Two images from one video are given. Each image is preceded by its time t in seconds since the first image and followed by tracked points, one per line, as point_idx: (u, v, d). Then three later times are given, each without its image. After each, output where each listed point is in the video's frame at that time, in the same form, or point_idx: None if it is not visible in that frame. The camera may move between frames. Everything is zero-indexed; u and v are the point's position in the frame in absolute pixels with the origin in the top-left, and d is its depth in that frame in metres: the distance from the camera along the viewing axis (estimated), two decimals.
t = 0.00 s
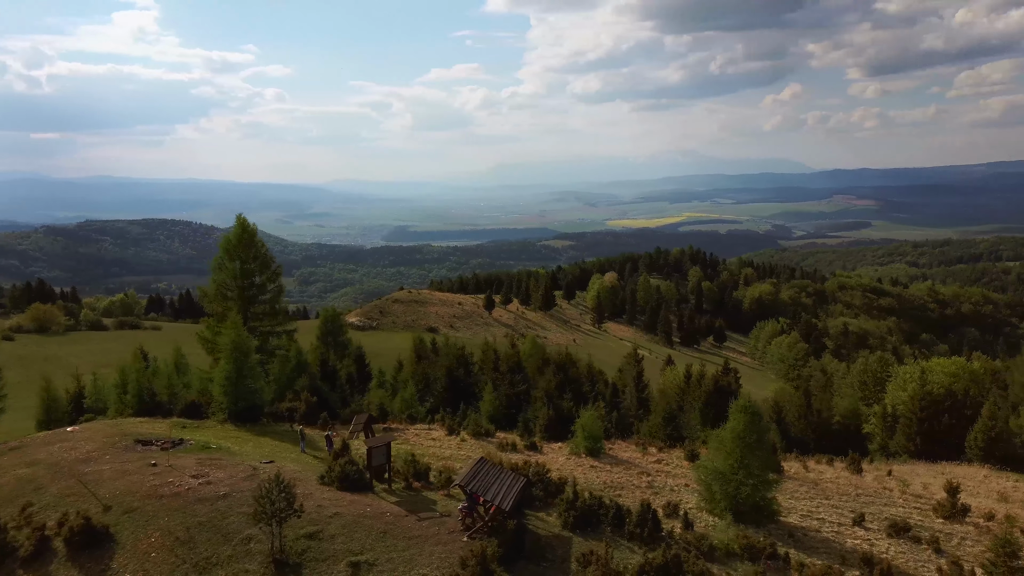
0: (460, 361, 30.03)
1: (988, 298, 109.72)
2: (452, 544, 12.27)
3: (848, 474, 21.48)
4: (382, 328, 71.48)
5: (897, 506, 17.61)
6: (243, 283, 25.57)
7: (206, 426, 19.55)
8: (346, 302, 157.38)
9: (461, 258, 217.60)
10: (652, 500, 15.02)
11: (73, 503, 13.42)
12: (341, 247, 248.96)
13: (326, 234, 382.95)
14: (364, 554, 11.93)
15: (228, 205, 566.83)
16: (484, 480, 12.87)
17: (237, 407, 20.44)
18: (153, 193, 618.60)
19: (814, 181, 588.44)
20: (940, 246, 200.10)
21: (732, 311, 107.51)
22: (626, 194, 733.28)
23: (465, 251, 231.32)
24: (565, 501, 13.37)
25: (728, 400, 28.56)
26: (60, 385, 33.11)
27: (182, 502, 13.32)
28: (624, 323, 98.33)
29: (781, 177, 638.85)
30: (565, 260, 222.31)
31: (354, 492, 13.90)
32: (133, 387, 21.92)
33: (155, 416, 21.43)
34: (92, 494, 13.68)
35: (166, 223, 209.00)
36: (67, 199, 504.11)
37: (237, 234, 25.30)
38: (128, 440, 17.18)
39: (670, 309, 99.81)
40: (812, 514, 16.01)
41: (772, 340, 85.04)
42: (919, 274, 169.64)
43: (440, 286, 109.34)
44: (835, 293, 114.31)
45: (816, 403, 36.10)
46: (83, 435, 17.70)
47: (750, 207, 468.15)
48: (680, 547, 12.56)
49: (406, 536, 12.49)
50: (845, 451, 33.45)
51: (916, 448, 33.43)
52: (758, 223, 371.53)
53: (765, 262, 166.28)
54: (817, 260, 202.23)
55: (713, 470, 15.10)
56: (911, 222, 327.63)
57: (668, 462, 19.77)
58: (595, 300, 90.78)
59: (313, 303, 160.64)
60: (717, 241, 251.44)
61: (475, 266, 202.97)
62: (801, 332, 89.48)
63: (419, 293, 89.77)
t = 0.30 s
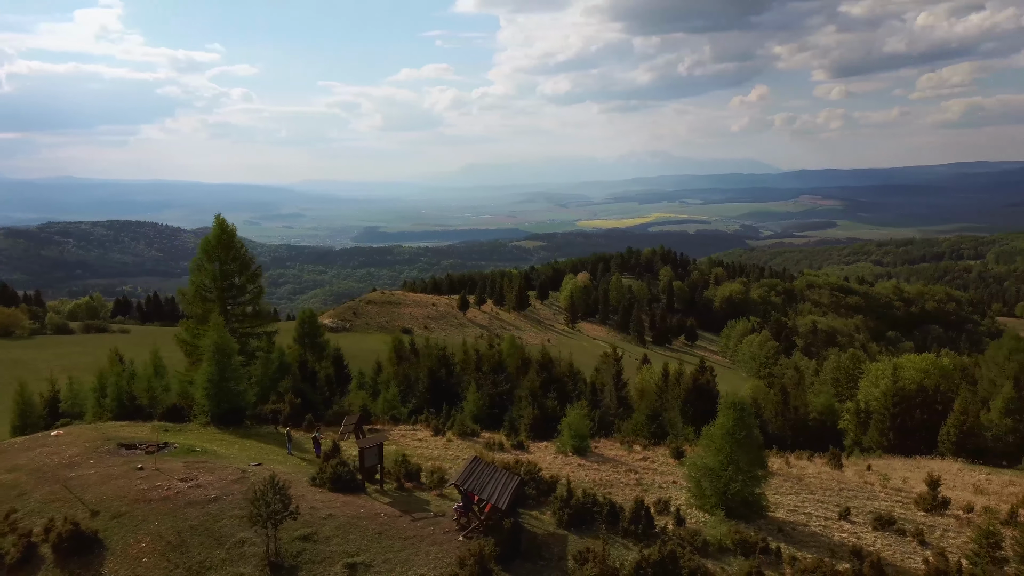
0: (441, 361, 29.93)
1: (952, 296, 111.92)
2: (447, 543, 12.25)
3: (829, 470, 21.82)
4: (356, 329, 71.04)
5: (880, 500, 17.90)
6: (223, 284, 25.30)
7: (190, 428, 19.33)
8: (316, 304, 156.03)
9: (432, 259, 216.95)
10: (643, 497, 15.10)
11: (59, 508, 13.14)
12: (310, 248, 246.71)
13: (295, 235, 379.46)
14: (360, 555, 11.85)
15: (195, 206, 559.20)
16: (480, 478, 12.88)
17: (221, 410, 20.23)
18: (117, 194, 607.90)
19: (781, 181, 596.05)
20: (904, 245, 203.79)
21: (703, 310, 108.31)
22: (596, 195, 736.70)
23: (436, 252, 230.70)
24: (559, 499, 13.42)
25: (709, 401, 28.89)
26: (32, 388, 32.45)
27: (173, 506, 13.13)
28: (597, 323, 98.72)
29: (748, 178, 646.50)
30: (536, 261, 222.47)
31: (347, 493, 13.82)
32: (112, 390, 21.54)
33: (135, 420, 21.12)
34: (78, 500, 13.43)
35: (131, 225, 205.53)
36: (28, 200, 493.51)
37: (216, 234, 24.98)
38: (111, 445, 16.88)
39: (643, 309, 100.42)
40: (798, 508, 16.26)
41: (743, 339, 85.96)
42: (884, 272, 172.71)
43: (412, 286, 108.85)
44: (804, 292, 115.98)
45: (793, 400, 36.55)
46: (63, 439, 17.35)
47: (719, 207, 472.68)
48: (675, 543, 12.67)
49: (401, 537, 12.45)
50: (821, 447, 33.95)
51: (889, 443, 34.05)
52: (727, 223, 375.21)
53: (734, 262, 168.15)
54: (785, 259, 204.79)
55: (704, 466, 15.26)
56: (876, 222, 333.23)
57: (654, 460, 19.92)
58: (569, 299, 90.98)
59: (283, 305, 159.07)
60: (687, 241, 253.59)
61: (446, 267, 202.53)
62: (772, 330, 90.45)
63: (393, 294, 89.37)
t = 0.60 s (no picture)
0: (424, 362, 29.83)
1: (918, 295, 113.93)
2: (445, 543, 12.22)
3: (813, 465, 22.11)
4: (330, 331, 70.48)
5: (864, 495, 18.19)
6: (205, 286, 25.05)
7: (175, 432, 19.09)
8: (287, 306, 154.57)
9: (404, 260, 216.07)
10: (636, 494, 15.20)
11: (46, 514, 12.89)
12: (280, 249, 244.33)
13: (265, 236, 375.66)
14: (357, 557, 11.78)
15: (162, 207, 551.23)
16: (476, 477, 12.89)
17: (206, 413, 20.02)
18: (82, 195, 597.07)
19: (750, 181, 602.92)
20: (871, 245, 207.21)
21: (675, 309, 109.06)
22: (568, 195, 739.28)
23: (408, 252, 229.89)
24: (555, 497, 13.47)
25: (690, 400, 29.12)
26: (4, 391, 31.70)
27: (164, 510, 12.96)
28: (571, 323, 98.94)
29: (718, 179, 653.32)
30: (509, 261, 222.63)
31: (341, 495, 13.74)
32: (93, 394, 21.19)
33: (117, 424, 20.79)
34: (66, 504, 13.18)
35: (97, 226, 202.00)
36: None
37: (196, 235, 24.76)
38: (95, 449, 16.62)
39: (616, 308, 100.92)
40: (786, 504, 16.48)
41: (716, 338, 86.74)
42: (851, 271, 175.50)
43: (386, 287, 108.26)
44: (775, 291, 117.45)
45: (771, 398, 36.96)
46: (45, 443, 17.04)
47: (689, 207, 476.60)
48: (671, 539, 12.77)
49: (398, 537, 12.41)
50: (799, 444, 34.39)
51: (864, 439, 34.58)
52: (697, 223, 378.59)
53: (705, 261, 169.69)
54: (755, 259, 207.17)
55: (694, 463, 15.43)
56: (843, 222, 338.17)
57: (641, 457, 20.08)
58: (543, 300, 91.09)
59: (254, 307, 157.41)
60: (658, 241, 255.41)
61: (419, 268, 201.99)
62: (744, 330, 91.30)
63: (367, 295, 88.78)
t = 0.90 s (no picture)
0: (408, 363, 29.62)
1: (886, 293, 115.75)
2: (442, 542, 12.22)
3: (796, 461, 22.41)
4: (305, 332, 69.91)
5: (849, 489, 18.47)
6: (186, 288, 24.78)
7: (160, 435, 18.85)
8: (258, 308, 152.95)
9: (376, 262, 214.84)
10: (628, 490, 15.32)
11: (35, 519, 12.64)
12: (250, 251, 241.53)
13: (235, 237, 371.50)
14: (355, 557, 11.72)
15: (129, 208, 542.70)
16: (472, 476, 12.92)
17: (190, 416, 19.78)
18: (45, 196, 585.55)
19: (721, 182, 609.12)
20: (839, 244, 210.30)
21: (648, 309, 109.68)
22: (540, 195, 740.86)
23: (380, 253, 228.74)
24: (550, 495, 13.54)
25: (671, 398, 29.34)
26: None
27: (156, 513, 12.81)
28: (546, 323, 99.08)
29: (689, 180, 659.08)
30: (482, 262, 222.44)
31: (335, 496, 13.68)
32: (73, 399, 20.87)
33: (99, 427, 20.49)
34: (54, 509, 12.95)
35: (62, 228, 198.30)
36: None
37: (177, 236, 24.49)
38: (80, 452, 16.35)
39: (591, 308, 101.33)
40: (774, 499, 16.70)
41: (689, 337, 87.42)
42: (820, 271, 178.01)
43: (360, 288, 107.62)
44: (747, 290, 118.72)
45: (750, 396, 37.32)
46: (27, 447, 16.74)
47: (661, 207, 479.96)
48: (665, 535, 12.86)
49: (395, 538, 12.37)
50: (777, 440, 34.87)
51: (841, 435, 35.10)
52: (669, 223, 381.52)
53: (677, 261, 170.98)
54: (726, 259, 209.27)
55: (684, 459, 15.58)
56: (811, 222, 342.49)
57: (628, 455, 20.21)
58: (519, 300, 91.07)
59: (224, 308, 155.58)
60: (631, 241, 256.89)
61: (392, 270, 201.23)
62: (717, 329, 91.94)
63: (342, 296, 88.13)
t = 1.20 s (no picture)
0: (391, 364, 29.46)
1: (855, 292, 117.57)
2: (440, 543, 12.22)
3: (779, 458, 22.69)
4: (280, 334, 69.25)
5: (833, 484, 18.74)
6: (165, 289, 24.49)
7: (144, 438, 18.60)
8: (229, 311, 151.28)
9: (349, 263, 213.41)
10: (620, 488, 15.41)
11: (24, 525, 12.42)
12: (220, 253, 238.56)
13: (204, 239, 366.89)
14: (353, 558, 11.67)
15: (95, 210, 533.57)
16: (468, 476, 12.94)
17: (174, 418, 19.53)
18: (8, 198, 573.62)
19: (692, 182, 614.24)
20: (808, 243, 213.09)
21: (623, 309, 110.10)
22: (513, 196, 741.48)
23: (353, 254, 227.34)
24: (546, 493, 13.57)
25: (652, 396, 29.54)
26: None
27: (149, 517, 12.65)
28: (522, 323, 99.06)
29: (660, 180, 663.86)
30: (455, 263, 222.05)
31: (329, 497, 13.63)
32: (54, 402, 20.53)
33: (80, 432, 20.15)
34: (43, 515, 12.73)
35: (27, 231, 194.37)
36: None
37: (156, 236, 24.18)
38: (65, 457, 16.08)
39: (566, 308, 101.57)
40: (762, 495, 16.90)
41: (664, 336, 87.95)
42: (790, 270, 180.25)
43: (334, 290, 106.84)
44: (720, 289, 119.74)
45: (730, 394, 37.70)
46: (10, 452, 16.45)
47: (633, 207, 482.55)
48: (660, 531, 12.96)
49: (392, 537, 12.35)
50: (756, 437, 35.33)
51: (818, 431, 35.57)
52: (641, 223, 383.86)
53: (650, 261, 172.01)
54: (698, 258, 211.02)
55: (674, 457, 15.72)
56: (780, 221, 346.53)
57: (616, 453, 20.35)
58: (495, 300, 90.98)
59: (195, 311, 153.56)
60: (604, 241, 258.06)
61: (365, 271, 200.14)
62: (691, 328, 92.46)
63: (316, 298, 87.35)
